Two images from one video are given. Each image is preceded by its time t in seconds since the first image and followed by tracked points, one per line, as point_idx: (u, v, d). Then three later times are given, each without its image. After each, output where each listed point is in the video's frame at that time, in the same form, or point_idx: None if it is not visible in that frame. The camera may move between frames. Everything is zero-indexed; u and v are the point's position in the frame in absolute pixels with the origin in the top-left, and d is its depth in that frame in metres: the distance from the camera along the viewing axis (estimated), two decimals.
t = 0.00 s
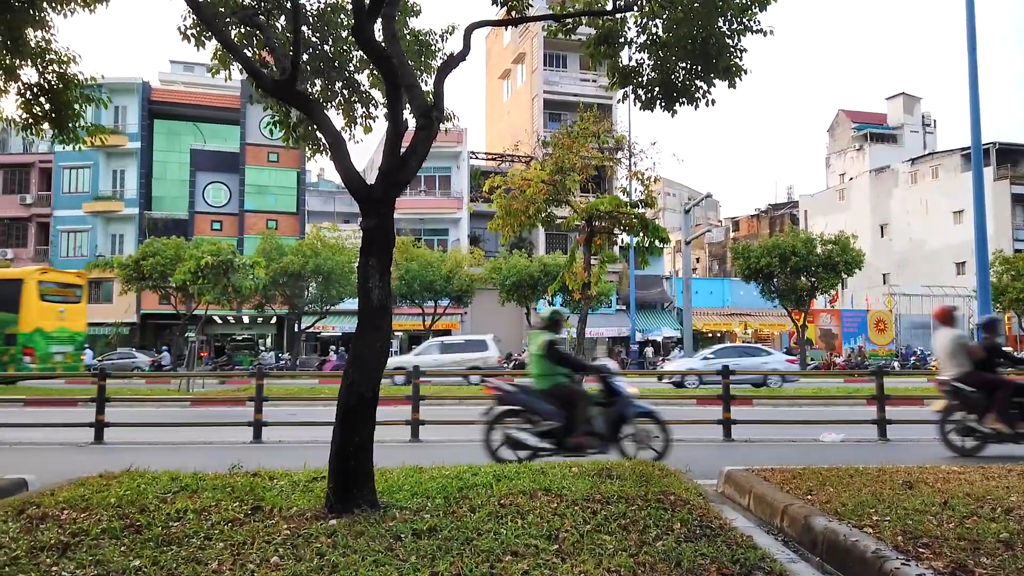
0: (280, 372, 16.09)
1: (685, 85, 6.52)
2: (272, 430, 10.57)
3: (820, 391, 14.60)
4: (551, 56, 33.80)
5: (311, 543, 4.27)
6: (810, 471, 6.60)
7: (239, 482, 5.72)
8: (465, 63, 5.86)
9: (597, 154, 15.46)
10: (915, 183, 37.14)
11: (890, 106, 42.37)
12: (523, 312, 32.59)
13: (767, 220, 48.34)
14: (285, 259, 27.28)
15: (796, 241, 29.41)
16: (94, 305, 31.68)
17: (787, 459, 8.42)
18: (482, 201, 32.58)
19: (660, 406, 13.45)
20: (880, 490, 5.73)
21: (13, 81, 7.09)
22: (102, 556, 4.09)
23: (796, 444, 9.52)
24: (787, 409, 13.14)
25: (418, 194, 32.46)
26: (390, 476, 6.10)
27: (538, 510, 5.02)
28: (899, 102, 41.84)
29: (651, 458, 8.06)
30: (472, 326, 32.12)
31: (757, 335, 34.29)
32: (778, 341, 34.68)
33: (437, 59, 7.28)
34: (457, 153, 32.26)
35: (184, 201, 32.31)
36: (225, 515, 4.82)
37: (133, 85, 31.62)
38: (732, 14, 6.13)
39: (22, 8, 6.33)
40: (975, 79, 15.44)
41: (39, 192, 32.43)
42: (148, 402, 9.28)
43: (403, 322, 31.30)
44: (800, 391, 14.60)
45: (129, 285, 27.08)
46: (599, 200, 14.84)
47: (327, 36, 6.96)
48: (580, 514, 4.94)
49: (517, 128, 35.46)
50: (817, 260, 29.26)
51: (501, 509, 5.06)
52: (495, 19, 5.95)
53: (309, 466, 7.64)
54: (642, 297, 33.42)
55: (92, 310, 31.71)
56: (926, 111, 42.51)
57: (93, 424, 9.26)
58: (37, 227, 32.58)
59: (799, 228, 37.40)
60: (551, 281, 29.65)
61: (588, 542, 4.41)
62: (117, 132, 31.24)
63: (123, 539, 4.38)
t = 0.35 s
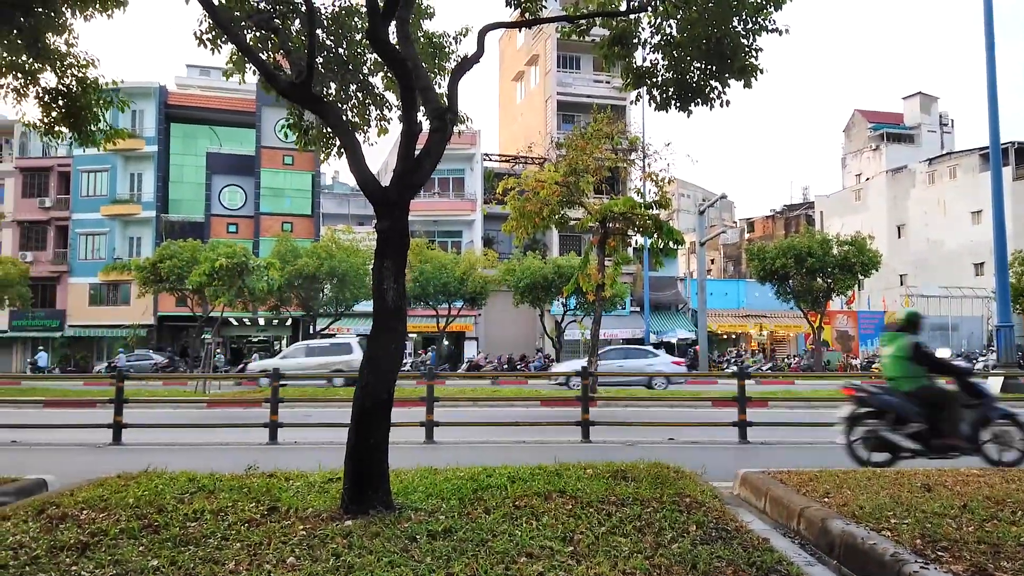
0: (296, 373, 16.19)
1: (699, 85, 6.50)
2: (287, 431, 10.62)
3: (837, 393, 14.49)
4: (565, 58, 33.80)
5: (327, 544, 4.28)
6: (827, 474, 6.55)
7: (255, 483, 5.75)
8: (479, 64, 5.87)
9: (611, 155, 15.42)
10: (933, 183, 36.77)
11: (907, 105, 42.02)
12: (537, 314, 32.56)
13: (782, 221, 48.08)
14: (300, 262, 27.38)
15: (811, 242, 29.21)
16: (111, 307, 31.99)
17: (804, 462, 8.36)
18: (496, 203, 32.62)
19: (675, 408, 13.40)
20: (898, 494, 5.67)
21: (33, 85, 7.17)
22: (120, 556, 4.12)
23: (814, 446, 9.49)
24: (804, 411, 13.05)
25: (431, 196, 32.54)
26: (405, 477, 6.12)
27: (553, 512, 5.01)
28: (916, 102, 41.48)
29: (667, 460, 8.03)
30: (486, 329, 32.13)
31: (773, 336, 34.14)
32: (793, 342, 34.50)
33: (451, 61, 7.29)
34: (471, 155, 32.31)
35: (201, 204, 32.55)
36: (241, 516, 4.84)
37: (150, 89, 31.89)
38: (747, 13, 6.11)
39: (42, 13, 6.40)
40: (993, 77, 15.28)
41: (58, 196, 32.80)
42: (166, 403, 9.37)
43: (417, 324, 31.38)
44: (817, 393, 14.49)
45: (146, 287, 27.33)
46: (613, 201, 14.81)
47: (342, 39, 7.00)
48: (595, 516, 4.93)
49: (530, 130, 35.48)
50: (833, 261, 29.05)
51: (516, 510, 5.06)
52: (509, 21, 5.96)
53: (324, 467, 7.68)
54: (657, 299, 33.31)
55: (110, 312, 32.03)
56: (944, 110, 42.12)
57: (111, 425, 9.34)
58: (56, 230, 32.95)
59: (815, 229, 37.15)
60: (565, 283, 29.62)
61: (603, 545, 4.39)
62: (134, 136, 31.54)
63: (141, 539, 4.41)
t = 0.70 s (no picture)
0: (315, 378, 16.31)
1: (717, 89, 6.48)
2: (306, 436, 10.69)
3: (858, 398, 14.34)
4: (581, 62, 33.78)
5: (347, 550, 4.29)
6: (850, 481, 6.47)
7: (275, 487, 5.79)
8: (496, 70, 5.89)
9: (629, 159, 15.37)
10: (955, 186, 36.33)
11: (928, 107, 41.56)
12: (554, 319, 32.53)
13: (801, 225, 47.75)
14: (318, 267, 27.53)
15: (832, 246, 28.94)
16: (134, 313, 32.40)
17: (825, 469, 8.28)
18: (513, 208, 32.65)
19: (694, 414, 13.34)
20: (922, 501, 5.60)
21: (56, 94, 7.29)
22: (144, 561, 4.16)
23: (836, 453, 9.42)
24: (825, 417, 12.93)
25: (449, 202, 32.64)
26: (424, 483, 6.12)
27: (572, 519, 4.99)
28: (937, 104, 41.01)
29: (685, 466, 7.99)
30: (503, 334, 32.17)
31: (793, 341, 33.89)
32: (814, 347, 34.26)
33: (468, 67, 7.32)
34: (488, 160, 32.39)
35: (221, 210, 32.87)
36: (261, 521, 4.87)
37: (171, 97, 32.29)
38: (766, 16, 6.09)
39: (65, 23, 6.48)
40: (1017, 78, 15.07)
41: (81, 203, 33.30)
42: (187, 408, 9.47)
43: (435, 329, 31.49)
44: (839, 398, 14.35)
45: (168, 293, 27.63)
46: (630, 206, 14.77)
47: (360, 46, 7.05)
48: (614, 522, 4.91)
49: (547, 135, 35.49)
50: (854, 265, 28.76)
51: (535, 516, 5.05)
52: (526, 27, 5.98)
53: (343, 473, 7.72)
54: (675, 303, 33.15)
55: (132, 318, 32.43)
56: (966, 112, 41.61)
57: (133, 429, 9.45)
58: (79, 236, 33.44)
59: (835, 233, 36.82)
60: (583, 288, 29.57)
61: (623, 552, 4.37)
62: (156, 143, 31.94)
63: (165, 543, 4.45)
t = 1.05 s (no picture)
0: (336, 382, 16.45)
1: (737, 93, 6.45)
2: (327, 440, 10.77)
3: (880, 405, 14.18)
4: (599, 67, 33.73)
5: (368, 555, 4.31)
6: (873, 488, 6.38)
7: (295, 492, 5.83)
8: (515, 77, 5.90)
9: (647, 164, 15.31)
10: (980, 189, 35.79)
11: (951, 110, 41.02)
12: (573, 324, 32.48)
13: (823, 228, 47.41)
14: (339, 273, 27.70)
15: (853, 251, 28.63)
16: (156, 318, 32.80)
17: (847, 476, 8.19)
18: (531, 214, 32.66)
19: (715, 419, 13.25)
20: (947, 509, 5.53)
21: (81, 104, 7.40)
22: (168, 564, 4.21)
23: (859, 461, 9.33)
24: (847, 424, 12.82)
25: (468, 207, 32.71)
26: (444, 488, 6.13)
27: (592, 524, 4.97)
28: (961, 106, 40.47)
29: (706, 473, 7.94)
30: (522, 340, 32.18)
31: (814, 346, 33.63)
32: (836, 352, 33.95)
33: (486, 73, 7.35)
34: (506, 165, 32.44)
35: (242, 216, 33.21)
36: (285, 525, 4.91)
37: (194, 105, 32.72)
38: (786, 20, 6.06)
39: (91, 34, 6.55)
40: None
41: (105, 210, 33.82)
42: (208, 412, 9.56)
43: (454, 334, 31.57)
44: (861, 405, 14.19)
45: (190, 298, 27.93)
46: (649, 211, 14.73)
47: (379, 53, 7.10)
48: (635, 529, 4.89)
49: (565, 140, 35.48)
50: (876, 269, 28.45)
51: (555, 522, 5.04)
52: (545, 34, 5.99)
53: (363, 478, 7.74)
54: (695, 308, 32.97)
55: (155, 323, 32.84)
56: (990, 114, 41.01)
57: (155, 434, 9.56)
58: (103, 243, 33.95)
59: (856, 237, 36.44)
60: (602, 293, 29.45)
61: (644, 559, 4.34)
62: (178, 151, 32.36)
63: (188, 547, 4.49)
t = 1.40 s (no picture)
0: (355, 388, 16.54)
1: (756, 97, 6.42)
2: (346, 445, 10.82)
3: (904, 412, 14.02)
4: (617, 72, 33.70)
5: (387, 560, 4.31)
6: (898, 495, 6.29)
7: (315, 497, 5.85)
8: (533, 83, 5.92)
9: (666, 169, 15.24)
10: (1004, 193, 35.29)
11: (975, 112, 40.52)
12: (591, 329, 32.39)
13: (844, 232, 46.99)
14: (358, 278, 27.86)
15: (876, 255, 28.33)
16: (178, 324, 33.15)
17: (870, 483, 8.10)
18: (549, 219, 32.65)
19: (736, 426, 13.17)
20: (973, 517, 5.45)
21: (107, 113, 7.52)
22: (190, 568, 4.25)
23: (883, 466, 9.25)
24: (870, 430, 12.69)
25: (486, 213, 32.80)
26: (464, 494, 6.14)
27: (612, 531, 4.94)
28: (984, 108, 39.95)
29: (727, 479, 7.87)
30: (540, 346, 32.16)
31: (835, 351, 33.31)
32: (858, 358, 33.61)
33: (504, 79, 7.37)
34: (524, 171, 32.48)
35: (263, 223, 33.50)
36: (305, 530, 4.93)
37: (214, 113, 33.11)
38: (805, 23, 6.02)
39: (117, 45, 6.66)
40: None
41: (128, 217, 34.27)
42: (230, 416, 9.63)
43: (472, 339, 31.63)
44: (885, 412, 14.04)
45: (211, 304, 28.21)
46: (667, 216, 14.67)
47: (398, 61, 7.14)
48: (655, 535, 4.86)
49: (583, 146, 35.46)
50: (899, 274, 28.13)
51: (574, 529, 5.02)
52: (563, 39, 6.00)
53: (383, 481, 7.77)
54: (715, 313, 32.77)
55: (176, 329, 33.18)
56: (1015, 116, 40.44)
57: (178, 439, 9.65)
58: (126, 250, 34.38)
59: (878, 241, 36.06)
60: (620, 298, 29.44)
61: (665, 565, 4.32)
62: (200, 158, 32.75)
63: (210, 552, 4.53)
